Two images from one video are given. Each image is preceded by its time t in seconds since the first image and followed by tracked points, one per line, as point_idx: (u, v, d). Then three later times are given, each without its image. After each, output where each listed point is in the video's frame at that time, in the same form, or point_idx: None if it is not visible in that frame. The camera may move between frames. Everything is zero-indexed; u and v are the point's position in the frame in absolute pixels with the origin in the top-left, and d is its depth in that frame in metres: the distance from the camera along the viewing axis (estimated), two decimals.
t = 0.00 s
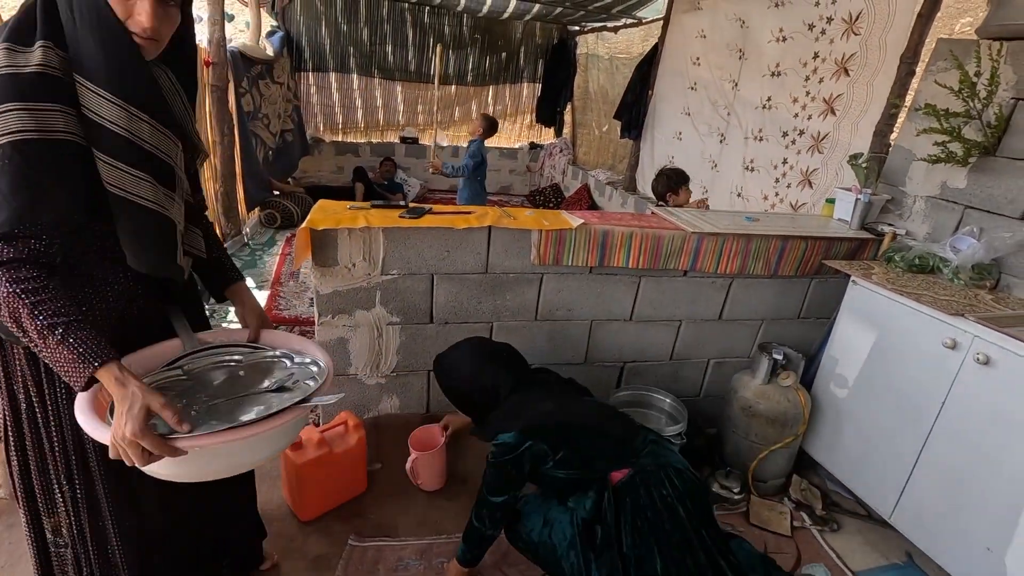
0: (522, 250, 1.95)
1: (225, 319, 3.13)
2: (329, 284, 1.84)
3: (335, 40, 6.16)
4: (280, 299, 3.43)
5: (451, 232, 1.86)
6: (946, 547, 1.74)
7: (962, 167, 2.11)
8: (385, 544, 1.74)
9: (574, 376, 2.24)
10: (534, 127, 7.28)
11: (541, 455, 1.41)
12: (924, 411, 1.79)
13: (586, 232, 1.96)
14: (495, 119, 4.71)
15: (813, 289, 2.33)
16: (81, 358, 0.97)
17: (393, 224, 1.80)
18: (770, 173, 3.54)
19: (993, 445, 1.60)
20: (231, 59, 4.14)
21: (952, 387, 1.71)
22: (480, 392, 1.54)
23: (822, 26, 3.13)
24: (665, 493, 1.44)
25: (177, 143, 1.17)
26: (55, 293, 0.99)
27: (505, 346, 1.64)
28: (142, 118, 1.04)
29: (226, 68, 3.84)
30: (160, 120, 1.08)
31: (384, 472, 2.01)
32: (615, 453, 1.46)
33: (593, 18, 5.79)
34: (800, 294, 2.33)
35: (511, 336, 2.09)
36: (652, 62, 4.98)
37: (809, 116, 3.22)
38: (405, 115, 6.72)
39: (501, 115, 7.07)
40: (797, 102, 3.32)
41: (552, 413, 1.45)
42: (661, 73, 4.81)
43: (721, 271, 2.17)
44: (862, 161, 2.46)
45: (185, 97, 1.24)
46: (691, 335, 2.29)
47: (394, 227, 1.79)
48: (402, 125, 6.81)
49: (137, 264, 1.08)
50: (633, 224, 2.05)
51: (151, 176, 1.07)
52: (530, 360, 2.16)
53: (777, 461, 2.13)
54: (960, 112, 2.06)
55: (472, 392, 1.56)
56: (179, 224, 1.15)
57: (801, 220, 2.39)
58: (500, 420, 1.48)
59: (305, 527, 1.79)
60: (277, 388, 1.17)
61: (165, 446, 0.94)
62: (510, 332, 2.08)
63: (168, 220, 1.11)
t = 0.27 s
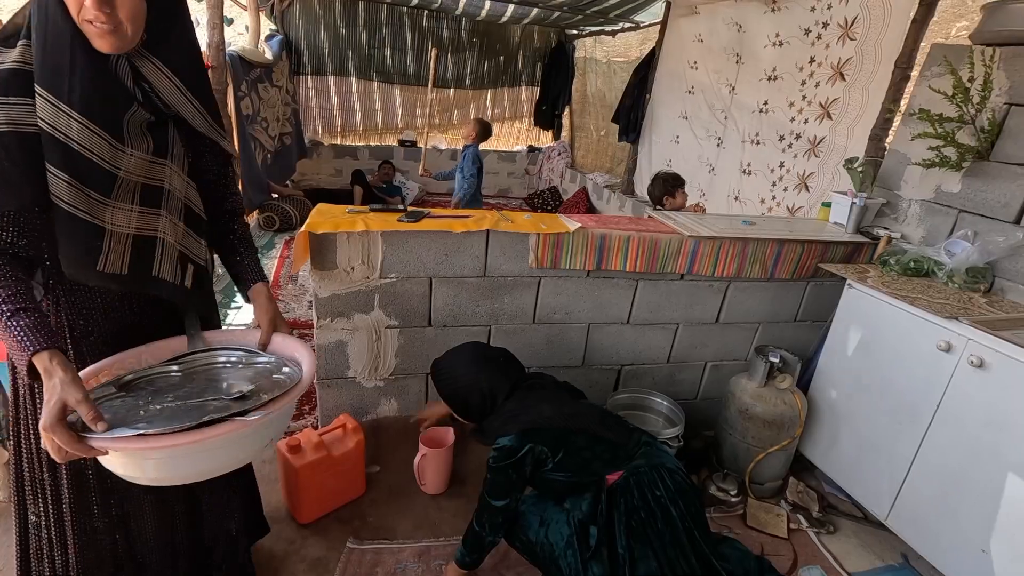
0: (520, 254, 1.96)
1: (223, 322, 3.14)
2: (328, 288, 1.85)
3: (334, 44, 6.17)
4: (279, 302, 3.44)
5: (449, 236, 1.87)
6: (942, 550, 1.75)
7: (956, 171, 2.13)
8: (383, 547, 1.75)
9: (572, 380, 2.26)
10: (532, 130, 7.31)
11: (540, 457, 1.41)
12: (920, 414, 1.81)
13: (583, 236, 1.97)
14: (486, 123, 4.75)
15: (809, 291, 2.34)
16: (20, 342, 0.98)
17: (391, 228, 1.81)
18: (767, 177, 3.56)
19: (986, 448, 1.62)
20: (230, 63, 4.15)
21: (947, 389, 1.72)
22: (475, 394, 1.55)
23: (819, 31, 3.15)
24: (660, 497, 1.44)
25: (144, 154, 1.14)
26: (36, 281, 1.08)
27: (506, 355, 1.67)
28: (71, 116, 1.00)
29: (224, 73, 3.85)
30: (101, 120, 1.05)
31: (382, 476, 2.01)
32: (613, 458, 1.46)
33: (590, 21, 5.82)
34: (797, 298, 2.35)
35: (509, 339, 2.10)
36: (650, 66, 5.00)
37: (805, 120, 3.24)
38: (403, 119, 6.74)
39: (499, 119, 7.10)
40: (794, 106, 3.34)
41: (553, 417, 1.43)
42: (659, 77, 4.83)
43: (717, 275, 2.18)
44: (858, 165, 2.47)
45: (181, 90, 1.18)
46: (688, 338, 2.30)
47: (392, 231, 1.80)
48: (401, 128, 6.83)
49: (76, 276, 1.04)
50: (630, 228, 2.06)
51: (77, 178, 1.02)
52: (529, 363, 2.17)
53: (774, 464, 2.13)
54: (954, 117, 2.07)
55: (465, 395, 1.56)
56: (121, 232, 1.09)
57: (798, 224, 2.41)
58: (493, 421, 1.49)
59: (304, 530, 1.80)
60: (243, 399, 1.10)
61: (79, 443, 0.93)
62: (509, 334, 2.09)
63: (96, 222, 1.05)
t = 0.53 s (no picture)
0: (519, 257, 1.97)
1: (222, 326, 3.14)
2: (327, 291, 1.86)
3: (333, 48, 6.18)
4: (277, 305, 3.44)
5: (448, 239, 1.88)
6: (938, 551, 1.76)
7: (951, 175, 2.14)
8: (383, 550, 1.76)
9: (571, 382, 2.27)
10: (530, 133, 7.33)
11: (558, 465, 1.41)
12: (916, 416, 1.82)
13: (581, 239, 1.98)
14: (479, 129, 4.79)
15: (806, 294, 2.35)
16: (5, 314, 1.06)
17: (390, 232, 1.82)
18: (764, 180, 3.58)
19: (982, 450, 1.63)
20: (229, 67, 4.16)
21: (943, 392, 1.73)
22: (491, 409, 1.42)
23: (815, 35, 3.17)
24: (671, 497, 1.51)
25: (148, 154, 1.16)
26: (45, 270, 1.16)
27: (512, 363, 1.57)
28: (70, 117, 1.06)
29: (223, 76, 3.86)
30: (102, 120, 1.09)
31: (381, 478, 2.01)
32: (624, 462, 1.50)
33: (588, 25, 5.85)
34: (794, 301, 2.36)
35: (508, 342, 2.11)
36: (647, 70, 5.02)
37: (802, 124, 3.26)
38: (402, 122, 6.76)
39: (497, 122, 7.12)
40: (791, 110, 3.36)
41: (569, 424, 1.42)
42: (657, 81, 4.85)
43: (715, 278, 2.19)
44: (854, 169, 2.49)
45: (185, 88, 1.17)
46: (686, 341, 2.31)
47: (391, 235, 1.81)
48: (399, 132, 6.84)
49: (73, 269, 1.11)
50: (628, 232, 2.07)
51: (72, 174, 1.07)
52: (527, 366, 2.17)
53: (773, 467, 2.14)
54: (948, 122, 2.09)
55: (480, 412, 1.42)
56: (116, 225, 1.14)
57: (795, 227, 2.42)
58: (507, 432, 1.42)
59: (303, 532, 1.80)
60: (171, 397, 1.05)
61: None
62: (507, 338, 2.09)
63: (88, 217, 1.10)
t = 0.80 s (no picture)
0: (516, 260, 1.97)
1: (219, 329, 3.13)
2: (324, 294, 1.85)
3: (331, 51, 6.19)
4: (275, 308, 3.44)
5: (445, 242, 1.88)
6: (935, 554, 1.76)
7: (946, 177, 2.15)
8: (380, 553, 1.75)
9: (568, 385, 2.27)
10: (528, 136, 7.35)
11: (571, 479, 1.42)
12: (912, 418, 1.82)
13: (579, 242, 1.99)
14: (468, 132, 4.83)
15: (803, 296, 2.36)
16: None
17: (387, 235, 1.82)
18: (761, 183, 3.59)
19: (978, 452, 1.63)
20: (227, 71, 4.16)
21: (939, 393, 1.74)
22: (515, 427, 1.41)
23: (811, 38, 3.19)
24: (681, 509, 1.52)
25: (147, 155, 1.15)
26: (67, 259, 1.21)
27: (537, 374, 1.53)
28: (77, 117, 1.11)
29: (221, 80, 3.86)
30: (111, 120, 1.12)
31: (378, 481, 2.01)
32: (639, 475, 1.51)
33: (586, 29, 5.87)
34: (791, 303, 2.36)
35: (505, 344, 2.11)
36: (645, 72, 5.03)
37: (799, 126, 3.27)
38: (400, 125, 6.77)
39: (495, 125, 7.14)
40: (788, 113, 3.37)
41: (588, 441, 1.42)
42: (654, 84, 4.86)
43: (712, 280, 2.20)
44: (851, 171, 2.49)
45: (184, 93, 1.15)
46: (683, 343, 2.32)
47: (388, 237, 1.81)
48: (397, 134, 6.85)
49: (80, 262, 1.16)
50: (625, 234, 2.08)
51: (78, 171, 1.11)
52: (524, 368, 2.17)
53: (771, 468, 2.14)
54: (943, 125, 2.11)
55: (501, 425, 1.40)
56: (117, 224, 1.15)
57: (791, 229, 2.43)
58: (529, 445, 1.42)
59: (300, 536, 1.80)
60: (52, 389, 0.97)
61: None
62: (504, 340, 2.10)
63: (93, 214, 1.13)
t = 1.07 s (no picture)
0: (513, 263, 1.98)
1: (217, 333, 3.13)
2: (322, 299, 1.86)
3: (328, 54, 6.20)
4: (272, 312, 3.44)
5: (442, 246, 1.89)
6: (931, 556, 1.77)
7: (940, 181, 2.17)
8: (377, 557, 1.75)
9: (565, 388, 2.27)
10: (525, 139, 7.37)
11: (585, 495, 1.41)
12: (907, 421, 1.83)
13: (575, 246, 1.99)
14: (457, 133, 4.73)
15: (799, 299, 2.37)
16: None
17: (384, 239, 1.82)
18: (757, 186, 3.61)
19: (973, 454, 1.64)
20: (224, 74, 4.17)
21: (934, 396, 1.75)
22: (539, 445, 1.39)
23: (806, 43, 3.21)
24: (692, 525, 1.52)
25: (122, 162, 1.15)
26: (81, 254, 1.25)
27: (568, 395, 1.54)
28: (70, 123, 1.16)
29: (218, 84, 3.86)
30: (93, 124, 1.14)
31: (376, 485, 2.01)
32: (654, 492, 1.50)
33: (582, 32, 5.89)
34: (787, 306, 2.37)
35: (502, 347, 2.11)
36: (641, 76, 5.05)
37: (794, 130, 3.29)
38: (397, 128, 6.78)
39: (492, 128, 7.15)
40: (783, 117, 3.39)
41: (611, 464, 1.42)
42: (650, 87, 4.88)
43: (708, 283, 2.21)
44: (845, 175, 2.51)
45: (157, 97, 1.13)
46: (680, 346, 2.33)
47: (385, 241, 1.82)
48: (395, 138, 6.86)
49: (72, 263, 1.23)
50: (621, 238, 2.09)
51: (69, 173, 1.16)
52: (521, 371, 2.18)
53: (768, 471, 2.15)
54: (937, 128, 2.12)
55: (524, 441, 1.40)
56: (96, 228, 1.17)
57: (787, 233, 2.44)
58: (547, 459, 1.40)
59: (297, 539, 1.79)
60: None
61: None
62: (501, 344, 2.10)
63: (78, 216, 1.17)
